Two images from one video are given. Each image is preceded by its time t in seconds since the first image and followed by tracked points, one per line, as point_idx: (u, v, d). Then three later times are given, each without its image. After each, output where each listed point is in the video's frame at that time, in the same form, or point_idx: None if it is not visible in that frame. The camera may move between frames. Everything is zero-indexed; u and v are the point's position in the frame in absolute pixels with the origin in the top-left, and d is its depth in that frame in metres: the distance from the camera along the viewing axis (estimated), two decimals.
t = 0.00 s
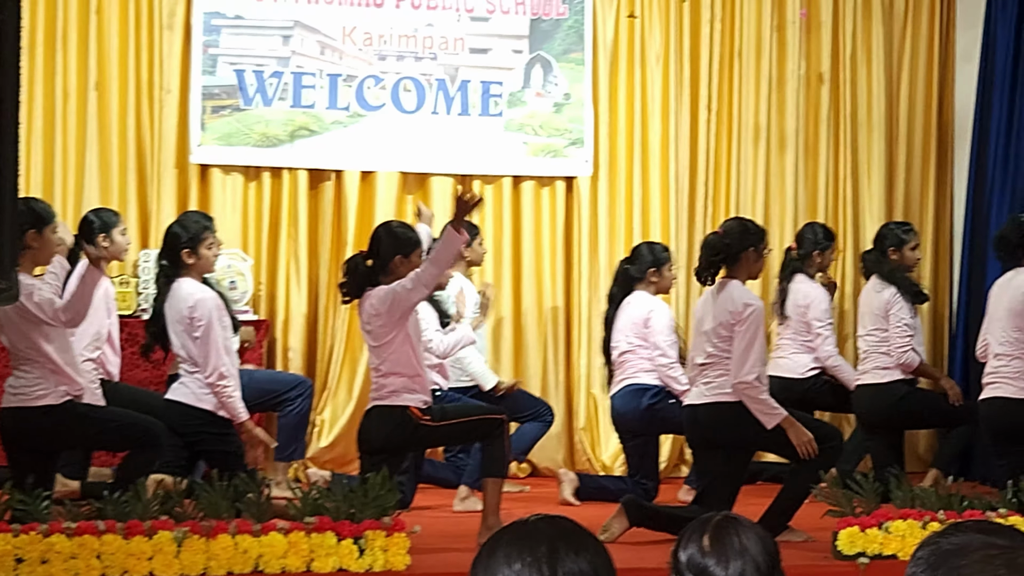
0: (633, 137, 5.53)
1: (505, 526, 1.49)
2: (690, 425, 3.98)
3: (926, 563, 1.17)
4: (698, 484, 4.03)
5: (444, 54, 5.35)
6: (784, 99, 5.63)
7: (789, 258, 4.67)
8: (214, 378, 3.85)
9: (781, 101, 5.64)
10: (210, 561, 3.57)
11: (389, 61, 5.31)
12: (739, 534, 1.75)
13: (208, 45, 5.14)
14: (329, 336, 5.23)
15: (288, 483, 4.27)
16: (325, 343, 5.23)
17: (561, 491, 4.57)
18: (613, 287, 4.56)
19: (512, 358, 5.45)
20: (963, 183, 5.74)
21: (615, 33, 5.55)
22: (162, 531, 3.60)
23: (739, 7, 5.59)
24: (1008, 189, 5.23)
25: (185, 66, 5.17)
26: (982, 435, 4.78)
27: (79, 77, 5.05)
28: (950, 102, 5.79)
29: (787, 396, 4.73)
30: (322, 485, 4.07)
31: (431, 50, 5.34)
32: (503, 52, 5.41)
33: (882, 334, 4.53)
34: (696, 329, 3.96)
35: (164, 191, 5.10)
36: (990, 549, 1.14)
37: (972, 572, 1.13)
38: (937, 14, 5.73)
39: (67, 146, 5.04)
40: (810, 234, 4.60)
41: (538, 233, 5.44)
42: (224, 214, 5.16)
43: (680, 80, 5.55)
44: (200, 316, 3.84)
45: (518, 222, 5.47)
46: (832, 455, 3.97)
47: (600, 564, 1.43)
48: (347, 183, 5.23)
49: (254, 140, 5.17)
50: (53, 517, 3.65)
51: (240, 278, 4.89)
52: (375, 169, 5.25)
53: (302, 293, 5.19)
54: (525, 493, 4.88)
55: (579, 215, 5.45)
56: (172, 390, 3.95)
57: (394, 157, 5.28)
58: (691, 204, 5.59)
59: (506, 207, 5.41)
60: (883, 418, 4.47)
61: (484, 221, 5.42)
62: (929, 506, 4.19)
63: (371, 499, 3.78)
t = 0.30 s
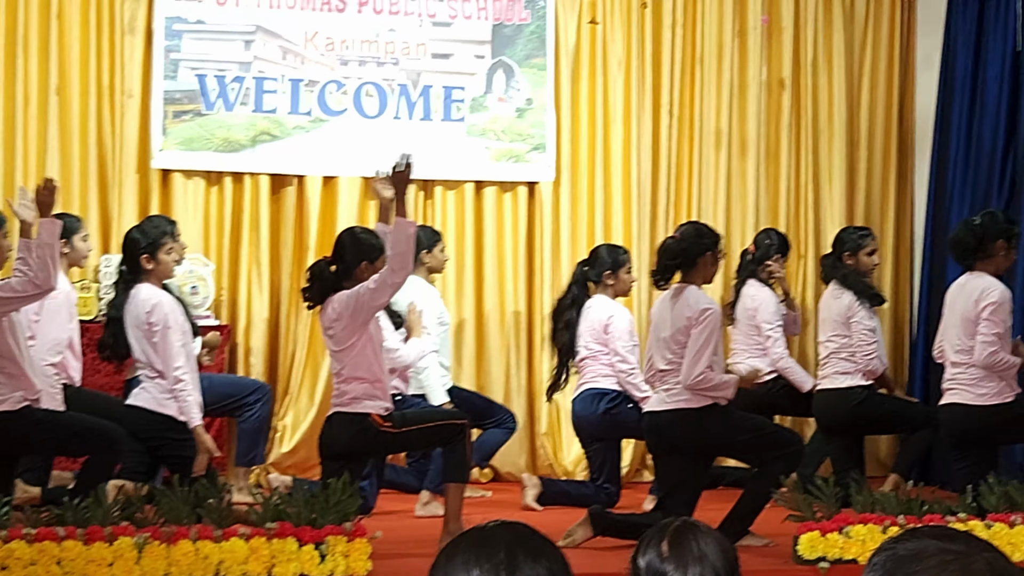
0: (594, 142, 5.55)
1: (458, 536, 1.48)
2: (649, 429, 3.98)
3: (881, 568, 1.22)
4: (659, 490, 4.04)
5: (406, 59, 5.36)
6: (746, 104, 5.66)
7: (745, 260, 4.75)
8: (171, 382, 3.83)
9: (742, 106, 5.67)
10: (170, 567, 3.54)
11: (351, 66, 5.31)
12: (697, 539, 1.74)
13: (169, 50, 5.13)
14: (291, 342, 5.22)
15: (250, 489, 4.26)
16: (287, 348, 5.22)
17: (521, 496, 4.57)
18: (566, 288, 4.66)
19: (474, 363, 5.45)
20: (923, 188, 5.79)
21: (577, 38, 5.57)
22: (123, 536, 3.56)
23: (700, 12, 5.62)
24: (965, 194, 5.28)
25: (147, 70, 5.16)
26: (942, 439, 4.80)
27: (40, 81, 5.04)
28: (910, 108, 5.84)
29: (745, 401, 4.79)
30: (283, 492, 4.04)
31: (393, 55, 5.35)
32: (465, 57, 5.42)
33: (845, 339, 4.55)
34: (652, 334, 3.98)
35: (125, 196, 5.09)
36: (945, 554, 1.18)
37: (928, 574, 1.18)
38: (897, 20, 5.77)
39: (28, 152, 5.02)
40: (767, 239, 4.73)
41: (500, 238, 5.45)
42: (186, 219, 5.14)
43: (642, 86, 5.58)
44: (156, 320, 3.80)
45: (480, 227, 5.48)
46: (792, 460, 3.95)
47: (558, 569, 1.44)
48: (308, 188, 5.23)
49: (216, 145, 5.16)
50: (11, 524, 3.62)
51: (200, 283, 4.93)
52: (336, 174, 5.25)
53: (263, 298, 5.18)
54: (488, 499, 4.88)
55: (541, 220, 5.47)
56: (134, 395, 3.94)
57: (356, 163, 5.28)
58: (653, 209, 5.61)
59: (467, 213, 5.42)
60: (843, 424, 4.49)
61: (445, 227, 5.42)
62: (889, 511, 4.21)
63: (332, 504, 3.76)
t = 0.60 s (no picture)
0: (557, 144, 5.58)
1: (424, 535, 1.50)
2: (611, 430, 3.99)
3: (834, 570, 1.32)
4: (621, 492, 4.05)
5: (369, 61, 5.36)
6: (708, 107, 5.68)
7: (710, 263, 4.78)
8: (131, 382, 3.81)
9: (704, 108, 5.69)
10: (132, 570, 3.53)
11: (314, 68, 5.30)
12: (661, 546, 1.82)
13: (132, 52, 5.12)
14: (253, 344, 5.22)
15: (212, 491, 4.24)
16: (250, 350, 5.22)
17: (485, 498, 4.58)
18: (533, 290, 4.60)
19: (438, 366, 5.46)
20: (884, 190, 5.85)
21: (540, 40, 5.59)
22: (84, 539, 3.53)
23: (664, 15, 5.65)
24: (928, 195, 5.36)
25: (109, 71, 5.15)
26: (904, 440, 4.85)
27: (2, 82, 5.02)
28: (872, 111, 5.90)
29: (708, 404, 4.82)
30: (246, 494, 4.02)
31: (356, 57, 5.35)
32: (429, 59, 5.42)
33: (812, 342, 4.57)
34: (613, 337, 3.98)
35: (87, 198, 5.07)
36: (897, 554, 1.28)
37: (880, 575, 1.27)
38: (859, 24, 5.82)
39: None
40: (729, 242, 4.71)
41: (463, 240, 5.47)
42: (148, 221, 5.13)
43: (605, 88, 5.60)
44: (119, 319, 3.79)
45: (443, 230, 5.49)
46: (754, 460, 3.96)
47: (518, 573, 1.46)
48: (271, 190, 5.23)
49: (178, 147, 5.15)
50: None
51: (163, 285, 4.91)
52: (299, 176, 5.26)
53: (226, 300, 5.18)
54: (451, 501, 4.88)
55: (504, 222, 5.49)
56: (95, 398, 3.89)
57: (319, 165, 5.28)
58: (617, 211, 5.64)
59: (430, 216, 5.42)
60: (805, 426, 4.51)
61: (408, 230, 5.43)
62: (851, 512, 4.23)
63: (295, 507, 3.74)
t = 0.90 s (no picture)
0: (522, 144, 5.59)
1: (388, 533, 1.48)
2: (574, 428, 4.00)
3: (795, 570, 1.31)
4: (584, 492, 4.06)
5: (333, 61, 5.35)
6: (673, 107, 5.71)
7: (678, 266, 4.82)
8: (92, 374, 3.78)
9: (669, 108, 5.72)
10: (95, 571, 3.50)
11: (278, 67, 5.30)
12: (621, 542, 1.80)
13: (95, 51, 5.11)
14: (217, 344, 5.22)
15: (176, 491, 4.24)
16: (214, 350, 5.22)
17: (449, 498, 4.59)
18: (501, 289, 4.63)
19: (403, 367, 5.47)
20: (848, 191, 5.89)
21: (505, 40, 5.60)
22: (47, 539, 3.49)
23: (628, 14, 5.67)
24: (891, 196, 5.44)
25: (73, 71, 5.13)
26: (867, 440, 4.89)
27: None
28: (835, 112, 5.93)
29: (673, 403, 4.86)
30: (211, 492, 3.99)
31: (321, 57, 5.35)
32: (394, 59, 5.43)
33: (777, 342, 4.50)
34: (575, 337, 3.98)
35: (50, 198, 5.05)
36: (857, 553, 1.28)
37: (840, 574, 1.27)
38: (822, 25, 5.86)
39: None
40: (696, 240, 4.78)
41: (428, 240, 5.47)
42: (112, 221, 5.12)
43: (569, 88, 5.62)
44: (78, 313, 3.77)
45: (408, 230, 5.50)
46: (716, 458, 4.00)
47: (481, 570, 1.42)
48: (236, 189, 5.23)
49: (142, 146, 5.14)
50: None
51: (127, 285, 4.95)
52: (263, 176, 5.26)
53: (190, 300, 5.17)
54: (416, 502, 4.88)
55: (468, 222, 5.49)
56: (56, 396, 3.85)
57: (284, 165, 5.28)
58: (582, 210, 5.66)
59: (395, 216, 5.43)
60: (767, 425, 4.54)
61: (372, 231, 5.43)
62: (814, 511, 4.22)
63: (259, 507, 3.72)
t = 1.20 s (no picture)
0: (489, 145, 5.61)
1: (352, 533, 1.50)
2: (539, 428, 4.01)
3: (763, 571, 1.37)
4: (550, 493, 4.05)
5: (299, 62, 5.36)
6: (639, 108, 5.76)
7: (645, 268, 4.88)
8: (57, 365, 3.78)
9: (635, 110, 5.76)
10: (60, 573, 3.44)
11: (244, 68, 5.30)
12: (585, 541, 1.83)
13: (60, 52, 5.09)
14: (183, 345, 5.22)
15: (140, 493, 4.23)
16: (180, 351, 5.22)
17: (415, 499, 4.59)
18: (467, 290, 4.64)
19: (369, 368, 5.48)
20: (814, 193, 5.94)
21: (471, 42, 5.63)
22: (11, 542, 3.44)
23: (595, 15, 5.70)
24: (858, 197, 5.51)
25: (38, 72, 5.12)
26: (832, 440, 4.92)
27: None
28: (801, 113, 5.97)
29: (639, 403, 4.88)
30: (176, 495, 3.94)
31: (287, 58, 5.35)
32: (359, 60, 5.44)
33: (743, 341, 4.54)
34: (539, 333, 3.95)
35: (14, 199, 5.03)
36: (825, 556, 1.33)
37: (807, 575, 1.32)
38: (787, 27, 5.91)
39: None
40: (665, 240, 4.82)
41: (395, 241, 5.49)
42: (77, 223, 5.11)
43: (536, 90, 5.65)
44: (39, 312, 3.77)
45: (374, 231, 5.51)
46: (681, 458, 4.01)
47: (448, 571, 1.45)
48: (202, 191, 5.23)
49: (108, 148, 5.13)
50: None
51: (93, 287, 4.92)
52: (229, 178, 5.26)
53: (156, 301, 5.17)
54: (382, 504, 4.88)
55: (434, 223, 5.51)
56: (21, 399, 3.84)
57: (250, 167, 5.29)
58: (548, 211, 5.69)
59: (362, 218, 5.43)
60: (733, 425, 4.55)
61: (338, 232, 5.43)
62: (780, 512, 4.21)
63: (225, 508, 3.67)
